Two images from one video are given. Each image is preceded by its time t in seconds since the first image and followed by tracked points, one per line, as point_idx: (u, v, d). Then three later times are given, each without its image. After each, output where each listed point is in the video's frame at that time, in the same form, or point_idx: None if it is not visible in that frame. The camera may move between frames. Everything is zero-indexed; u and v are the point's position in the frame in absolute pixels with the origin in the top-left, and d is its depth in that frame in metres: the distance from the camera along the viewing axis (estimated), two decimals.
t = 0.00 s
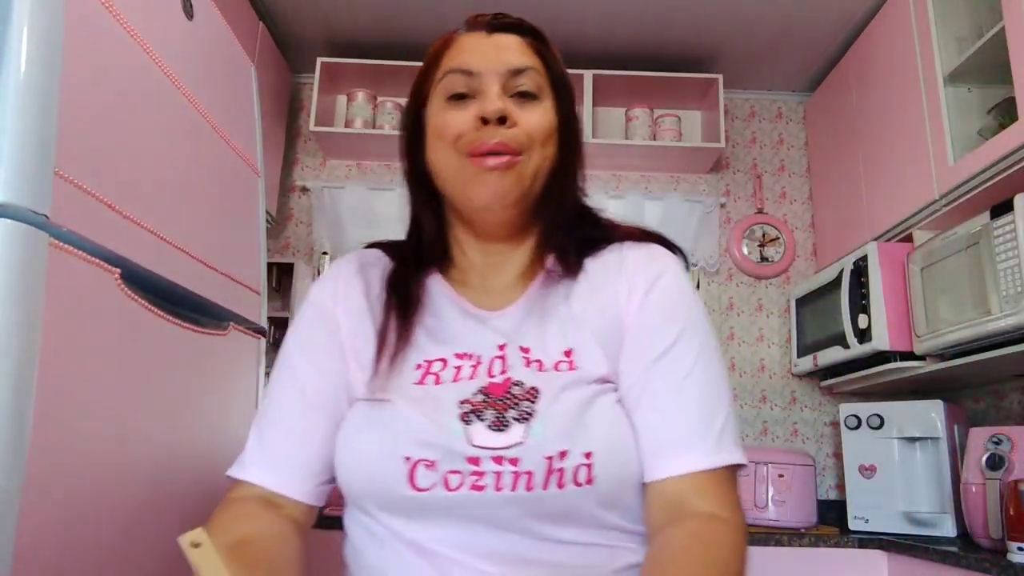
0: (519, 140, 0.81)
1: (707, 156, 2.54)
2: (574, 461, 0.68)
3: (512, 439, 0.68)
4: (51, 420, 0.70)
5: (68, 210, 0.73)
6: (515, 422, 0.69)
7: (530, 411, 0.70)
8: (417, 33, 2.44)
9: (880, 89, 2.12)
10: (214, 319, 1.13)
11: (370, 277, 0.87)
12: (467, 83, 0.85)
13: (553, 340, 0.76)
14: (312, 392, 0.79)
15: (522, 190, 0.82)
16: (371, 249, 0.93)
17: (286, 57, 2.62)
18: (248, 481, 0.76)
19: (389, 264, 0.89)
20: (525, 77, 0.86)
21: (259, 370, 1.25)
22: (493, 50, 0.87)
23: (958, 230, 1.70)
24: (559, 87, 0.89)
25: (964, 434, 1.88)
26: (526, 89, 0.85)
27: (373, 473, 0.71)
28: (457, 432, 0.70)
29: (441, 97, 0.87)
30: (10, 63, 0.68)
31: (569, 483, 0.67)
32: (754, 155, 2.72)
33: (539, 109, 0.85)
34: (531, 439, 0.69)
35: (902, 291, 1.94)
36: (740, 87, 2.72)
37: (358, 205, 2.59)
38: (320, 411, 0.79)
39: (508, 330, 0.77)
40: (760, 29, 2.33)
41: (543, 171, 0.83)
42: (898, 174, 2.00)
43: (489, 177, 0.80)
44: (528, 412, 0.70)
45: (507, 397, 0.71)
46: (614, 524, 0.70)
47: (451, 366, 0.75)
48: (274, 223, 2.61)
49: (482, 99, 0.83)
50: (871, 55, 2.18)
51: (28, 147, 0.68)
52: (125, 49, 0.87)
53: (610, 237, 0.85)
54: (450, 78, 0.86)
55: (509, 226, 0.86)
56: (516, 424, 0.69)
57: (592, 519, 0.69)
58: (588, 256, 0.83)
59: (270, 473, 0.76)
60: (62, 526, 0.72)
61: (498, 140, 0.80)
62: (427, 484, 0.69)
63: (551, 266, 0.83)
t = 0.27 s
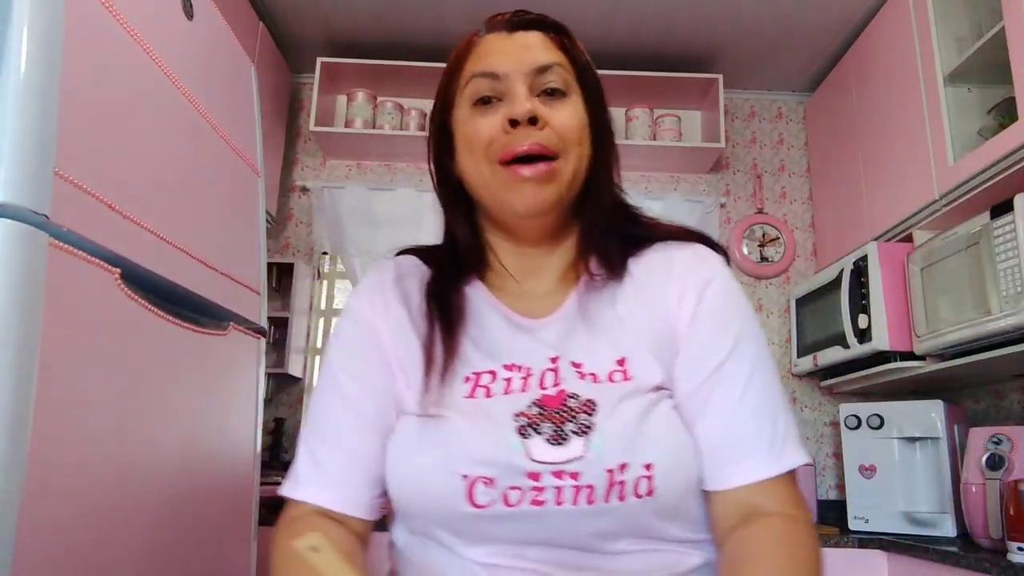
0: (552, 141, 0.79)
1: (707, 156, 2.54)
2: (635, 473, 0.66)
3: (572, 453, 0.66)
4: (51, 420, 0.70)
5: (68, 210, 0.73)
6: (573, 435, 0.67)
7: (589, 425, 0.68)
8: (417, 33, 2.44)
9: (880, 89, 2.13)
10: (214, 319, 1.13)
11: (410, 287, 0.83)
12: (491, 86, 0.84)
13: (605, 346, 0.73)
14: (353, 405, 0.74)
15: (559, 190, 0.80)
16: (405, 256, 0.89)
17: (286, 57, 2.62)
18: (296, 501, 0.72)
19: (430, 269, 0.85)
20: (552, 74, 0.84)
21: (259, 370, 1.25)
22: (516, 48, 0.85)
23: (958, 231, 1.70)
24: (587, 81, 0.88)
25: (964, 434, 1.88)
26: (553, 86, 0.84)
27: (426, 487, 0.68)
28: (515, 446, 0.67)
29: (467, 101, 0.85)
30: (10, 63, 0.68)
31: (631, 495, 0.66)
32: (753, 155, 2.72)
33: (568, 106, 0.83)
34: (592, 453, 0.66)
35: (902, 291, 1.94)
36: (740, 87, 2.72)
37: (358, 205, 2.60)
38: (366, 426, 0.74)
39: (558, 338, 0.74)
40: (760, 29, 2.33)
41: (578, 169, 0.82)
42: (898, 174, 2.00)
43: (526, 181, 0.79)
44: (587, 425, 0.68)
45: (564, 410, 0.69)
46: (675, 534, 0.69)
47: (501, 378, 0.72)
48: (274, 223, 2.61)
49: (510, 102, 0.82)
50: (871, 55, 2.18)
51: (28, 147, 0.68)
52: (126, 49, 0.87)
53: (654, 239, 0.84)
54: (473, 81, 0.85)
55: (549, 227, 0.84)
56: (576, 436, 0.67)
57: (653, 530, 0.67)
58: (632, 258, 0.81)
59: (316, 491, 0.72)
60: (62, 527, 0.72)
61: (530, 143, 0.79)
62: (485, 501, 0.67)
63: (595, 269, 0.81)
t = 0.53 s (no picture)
0: (569, 154, 0.81)
1: (707, 156, 2.54)
2: (686, 486, 0.67)
3: (623, 471, 0.66)
4: (51, 419, 0.70)
5: (68, 210, 0.73)
6: (623, 451, 0.68)
7: (638, 440, 0.68)
8: (417, 33, 2.44)
9: (880, 89, 2.13)
10: (213, 319, 1.13)
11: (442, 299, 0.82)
12: (507, 98, 0.84)
13: (644, 356, 0.74)
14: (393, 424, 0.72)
15: (585, 201, 0.80)
16: (431, 265, 0.87)
17: (286, 57, 2.62)
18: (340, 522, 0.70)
19: (458, 280, 0.84)
20: (569, 80, 0.84)
21: (258, 370, 1.26)
22: (531, 56, 0.85)
23: (958, 230, 1.70)
24: (605, 81, 0.87)
25: (964, 434, 1.89)
26: (570, 93, 0.84)
27: (472, 503, 0.68)
28: (565, 464, 0.67)
29: (484, 116, 0.86)
30: (10, 63, 0.68)
31: (682, 509, 0.67)
32: (754, 154, 2.72)
33: (586, 113, 0.84)
34: (643, 469, 0.67)
35: (902, 291, 1.94)
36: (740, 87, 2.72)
37: (358, 206, 2.60)
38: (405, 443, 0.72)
39: (597, 349, 0.75)
40: (760, 29, 2.33)
41: (602, 178, 0.83)
42: (898, 174, 2.00)
43: (550, 196, 0.80)
44: (636, 440, 0.68)
45: (611, 425, 0.69)
46: (727, 543, 0.70)
47: (542, 393, 0.72)
48: (274, 223, 2.60)
49: (528, 116, 0.83)
50: (871, 55, 2.19)
51: (27, 145, 0.68)
52: (126, 49, 0.87)
53: (685, 241, 0.84)
54: (488, 95, 0.85)
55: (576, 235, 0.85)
56: (626, 453, 0.67)
57: (705, 541, 0.68)
58: (665, 262, 0.82)
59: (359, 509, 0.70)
60: (60, 527, 0.71)
61: (548, 157, 0.81)
62: (535, 520, 0.67)
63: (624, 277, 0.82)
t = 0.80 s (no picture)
0: (584, 154, 0.80)
1: (707, 156, 2.54)
2: (708, 476, 0.67)
3: (643, 459, 0.67)
4: (51, 418, 0.70)
5: (67, 210, 0.73)
6: (643, 440, 0.68)
7: (658, 429, 0.69)
8: (417, 33, 2.44)
9: (880, 89, 2.13)
10: (214, 319, 1.14)
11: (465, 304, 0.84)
12: (522, 104, 0.85)
13: (665, 350, 0.74)
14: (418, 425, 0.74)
15: (597, 197, 0.80)
16: (455, 273, 0.89)
17: (286, 57, 2.62)
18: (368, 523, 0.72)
19: (481, 285, 0.86)
20: (582, 84, 0.84)
21: (259, 370, 1.26)
22: (544, 62, 0.85)
23: (958, 230, 1.70)
24: (619, 84, 0.87)
25: (964, 434, 1.90)
26: (584, 96, 0.84)
27: (492, 490, 0.70)
28: (586, 456, 0.68)
29: (502, 122, 0.87)
30: (9, 62, 0.68)
31: (706, 498, 0.67)
32: (754, 154, 2.72)
33: (601, 115, 0.84)
34: (663, 457, 0.67)
35: (902, 292, 1.94)
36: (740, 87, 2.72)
37: (358, 206, 2.60)
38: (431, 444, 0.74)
39: (617, 343, 0.75)
40: (760, 28, 2.33)
41: (616, 177, 0.83)
42: (898, 174, 2.00)
43: (565, 195, 0.80)
44: (656, 430, 0.69)
45: (631, 417, 0.69)
46: (756, 539, 0.69)
47: (563, 390, 0.73)
48: (274, 223, 2.60)
49: (542, 119, 0.83)
50: (871, 55, 2.19)
51: (27, 143, 0.67)
52: (126, 48, 0.87)
53: (704, 237, 0.84)
54: (504, 101, 0.86)
55: (593, 233, 0.85)
56: (645, 442, 0.68)
57: (731, 535, 0.68)
58: (683, 261, 0.82)
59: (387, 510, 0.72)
60: (61, 528, 0.71)
61: (565, 159, 0.80)
62: (558, 513, 0.68)
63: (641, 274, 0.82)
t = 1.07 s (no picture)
0: (581, 164, 0.82)
1: (707, 156, 2.54)
2: (692, 430, 0.68)
3: (628, 406, 0.70)
4: (51, 417, 0.70)
5: (68, 210, 0.73)
6: (631, 393, 0.70)
7: (646, 383, 0.71)
8: (417, 33, 2.44)
9: (880, 89, 2.13)
10: (214, 320, 1.14)
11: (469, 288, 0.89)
12: (528, 117, 0.88)
13: (665, 327, 0.76)
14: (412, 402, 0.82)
15: (594, 204, 0.83)
16: (472, 264, 0.95)
17: (286, 57, 2.62)
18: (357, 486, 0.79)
19: (492, 274, 0.91)
20: (581, 95, 0.86)
21: (259, 370, 1.26)
22: (546, 77, 0.88)
23: (958, 231, 1.70)
24: (626, 90, 0.88)
25: (964, 434, 1.90)
26: (583, 107, 0.85)
27: (483, 440, 0.74)
28: (574, 402, 0.71)
29: (512, 135, 0.90)
30: (9, 62, 0.68)
31: (688, 452, 0.68)
32: (754, 154, 2.72)
33: (601, 124, 0.85)
34: (648, 406, 0.70)
35: (902, 292, 1.94)
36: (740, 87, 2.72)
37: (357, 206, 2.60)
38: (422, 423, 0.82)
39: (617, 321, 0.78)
40: (760, 29, 2.33)
41: (615, 184, 0.84)
42: (898, 174, 2.00)
43: (563, 205, 0.83)
44: (644, 383, 0.71)
45: (622, 372, 0.72)
46: (739, 514, 0.69)
47: (562, 350, 0.77)
48: (274, 223, 2.60)
49: (543, 131, 0.85)
50: (871, 55, 2.19)
51: (27, 142, 0.67)
52: (126, 48, 0.87)
53: (715, 236, 0.85)
54: (513, 116, 0.89)
55: (598, 232, 0.87)
56: (632, 393, 0.70)
57: (713, 501, 0.68)
58: (694, 258, 0.83)
59: (372, 476, 0.79)
60: (60, 527, 0.71)
61: (561, 169, 0.83)
62: (540, 454, 0.71)
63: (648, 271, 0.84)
